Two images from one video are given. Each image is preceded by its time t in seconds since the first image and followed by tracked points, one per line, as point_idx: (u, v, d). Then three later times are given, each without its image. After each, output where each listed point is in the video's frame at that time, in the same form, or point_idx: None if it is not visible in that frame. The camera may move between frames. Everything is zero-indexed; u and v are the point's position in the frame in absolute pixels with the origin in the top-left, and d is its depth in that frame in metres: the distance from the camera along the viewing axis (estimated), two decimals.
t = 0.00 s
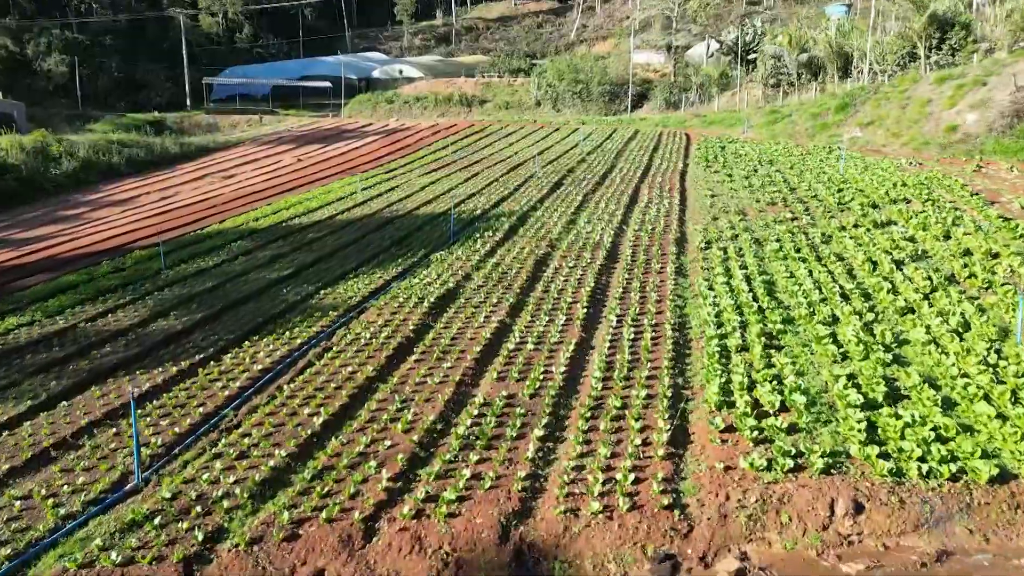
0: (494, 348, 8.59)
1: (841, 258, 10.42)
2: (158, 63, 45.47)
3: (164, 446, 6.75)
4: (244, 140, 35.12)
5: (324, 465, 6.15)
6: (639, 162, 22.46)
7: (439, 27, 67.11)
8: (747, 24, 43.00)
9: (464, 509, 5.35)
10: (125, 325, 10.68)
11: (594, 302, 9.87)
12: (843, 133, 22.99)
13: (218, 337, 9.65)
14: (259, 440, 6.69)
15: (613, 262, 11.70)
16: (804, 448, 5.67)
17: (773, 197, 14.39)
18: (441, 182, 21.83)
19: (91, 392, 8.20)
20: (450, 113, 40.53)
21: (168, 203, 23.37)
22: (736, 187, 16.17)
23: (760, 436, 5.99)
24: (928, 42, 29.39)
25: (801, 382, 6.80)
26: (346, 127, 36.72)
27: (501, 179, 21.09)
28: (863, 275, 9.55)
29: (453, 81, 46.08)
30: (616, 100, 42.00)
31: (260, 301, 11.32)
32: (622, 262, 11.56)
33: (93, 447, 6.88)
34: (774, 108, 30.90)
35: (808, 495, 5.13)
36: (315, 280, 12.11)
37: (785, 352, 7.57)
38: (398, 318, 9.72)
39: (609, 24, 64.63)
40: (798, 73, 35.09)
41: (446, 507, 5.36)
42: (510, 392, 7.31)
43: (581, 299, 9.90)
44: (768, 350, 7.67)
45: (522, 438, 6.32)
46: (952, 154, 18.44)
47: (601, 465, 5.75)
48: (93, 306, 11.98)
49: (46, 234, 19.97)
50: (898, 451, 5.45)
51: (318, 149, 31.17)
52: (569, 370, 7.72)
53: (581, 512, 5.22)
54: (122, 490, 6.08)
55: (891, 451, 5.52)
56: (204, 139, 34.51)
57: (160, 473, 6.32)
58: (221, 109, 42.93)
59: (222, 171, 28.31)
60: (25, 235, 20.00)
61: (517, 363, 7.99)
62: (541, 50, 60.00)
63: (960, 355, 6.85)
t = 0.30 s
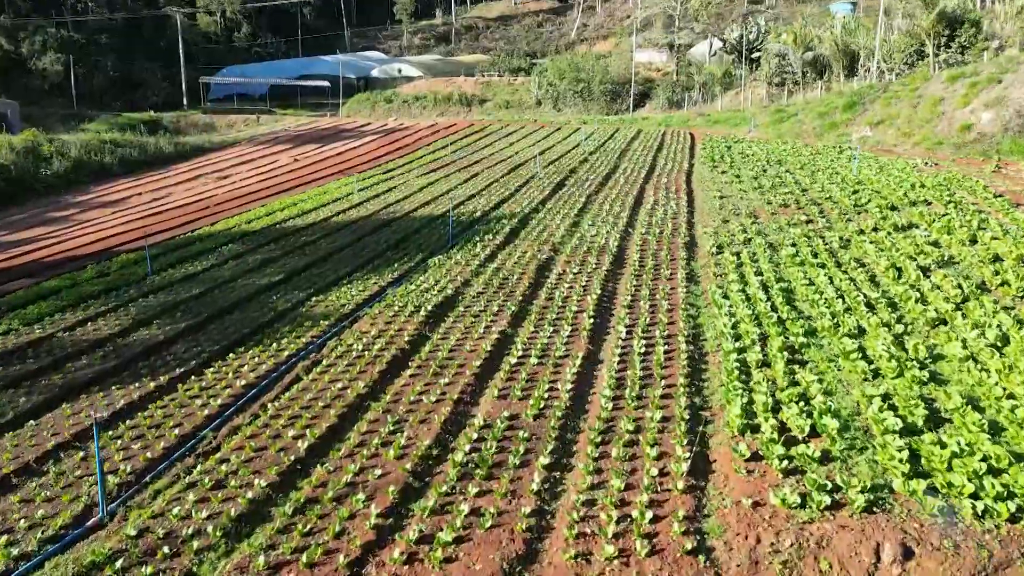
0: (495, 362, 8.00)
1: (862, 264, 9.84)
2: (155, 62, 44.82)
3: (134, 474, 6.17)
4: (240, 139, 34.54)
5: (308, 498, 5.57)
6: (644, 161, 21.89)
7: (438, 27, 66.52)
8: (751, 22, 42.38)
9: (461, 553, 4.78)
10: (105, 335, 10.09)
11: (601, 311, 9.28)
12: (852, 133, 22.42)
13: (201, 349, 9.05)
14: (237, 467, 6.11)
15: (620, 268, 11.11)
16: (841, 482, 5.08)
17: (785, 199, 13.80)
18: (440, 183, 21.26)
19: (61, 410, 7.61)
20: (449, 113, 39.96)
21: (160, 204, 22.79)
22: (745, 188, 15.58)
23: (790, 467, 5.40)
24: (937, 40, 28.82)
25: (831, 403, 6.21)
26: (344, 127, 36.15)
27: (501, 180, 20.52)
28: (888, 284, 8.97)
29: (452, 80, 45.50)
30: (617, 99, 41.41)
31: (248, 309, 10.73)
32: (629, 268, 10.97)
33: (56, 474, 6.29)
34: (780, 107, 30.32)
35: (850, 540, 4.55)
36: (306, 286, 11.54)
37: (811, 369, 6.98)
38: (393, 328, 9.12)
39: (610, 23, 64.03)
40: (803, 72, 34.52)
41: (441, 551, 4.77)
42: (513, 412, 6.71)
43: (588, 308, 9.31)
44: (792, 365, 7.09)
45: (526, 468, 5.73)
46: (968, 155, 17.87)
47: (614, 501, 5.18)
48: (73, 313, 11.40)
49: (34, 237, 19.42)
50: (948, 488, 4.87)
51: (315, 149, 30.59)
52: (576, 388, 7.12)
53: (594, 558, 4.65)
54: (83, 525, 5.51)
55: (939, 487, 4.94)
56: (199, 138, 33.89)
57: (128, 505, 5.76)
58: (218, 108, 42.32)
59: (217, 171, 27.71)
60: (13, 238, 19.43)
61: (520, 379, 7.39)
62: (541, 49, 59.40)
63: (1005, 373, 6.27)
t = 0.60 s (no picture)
0: (496, 379, 7.41)
1: (886, 271, 9.25)
2: (152, 62, 44.23)
3: (99, 509, 5.60)
4: (236, 139, 33.93)
5: (288, 539, 4.99)
6: (648, 162, 21.29)
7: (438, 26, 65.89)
8: (754, 21, 41.73)
9: None
10: (83, 346, 9.50)
11: (609, 321, 8.69)
12: (862, 134, 21.84)
13: (181, 363, 8.46)
14: (212, 501, 5.52)
15: (627, 274, 10.52)
16: (891, 525, 4.49)
17: (798, 202, 13.21)
18: (439, 184, 20.68)
19: (25, 431, 7.03)
20: (448, 113, 39.34)
21: (152, 205, 22.22)
22: (755, 189, 15.01)
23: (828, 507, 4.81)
24: (945, 38, 28.26)
25: (869, 429, 5.61)
26: (341, 127, 35.56)
27: (502, 180, 19.92)
28: (916, 292, 8.39)
29: (452, 80, 44.89)
30: (619, 98, 40.81)
31: (235, 317, 10.12)
32: (637, 273, 10.37)
33: (12, 507, 5.70)
34: (785, 106, 29.71)
35: None
36: (297, 293, 10.94)
37: (842, 389, 6.39)
38: (386, 340, 8.53)
39: (611, 22, 63.40)
40: (808, 70, 33.90)
41: None
42: (516, 437, 6.13)
43: (594, 318, 8.71)
44: (820, 385, 6.51)
45: (531, 505, 5.15)
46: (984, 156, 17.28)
47: (631, 545, 4.61)
48: (51, 322, 10.80)
49: (21, 239, 18.84)
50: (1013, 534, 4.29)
51: (312, 149, 30.01)
52: (585, 410, 6.53)
53: None
54: (38, 568, 4.95)
55: (1002, 533, 4.36)
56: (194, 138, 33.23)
57: (89, 545, 5.19)
58: (215, 108, 41.67)
59: (211, 172, 27.10)
60: None
61: (524, 399, 6.80)
62: (541, 49, 58.80)
63: None
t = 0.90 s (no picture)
0: (498, 399, 6.82)
1: (913, 280, 8.69)
2: (149, 62, 43.69)
3: (56, 552, 5.02)
4: (232, 139, 33.35)
5: None
6: (654, 162, 20.73)
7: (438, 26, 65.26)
8: (759, 19, 41.12)
9: None
10: (57, 359, 8.89)
11: (618, 333, 8.10)
12: (873, 135, 21.27)
13: (159, 378, 7.87)
14: (181, 542, 4.95)
15: (636, 281, 9.94)
16: None
17: (813, 204, 12.64)
18: (438, 185, 20.10)
19: None
20: (448, 112, 38.73)
21: (143, 206, 21.65)
22: (767, 191, 14.45)
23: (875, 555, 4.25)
24: (955, 36, 27.74)
25: (914, 462, 5.03)
26: (340, 127, 35.01)
27: (503, 182, 19.35)
28: (948, 303, 7.82)
29: (451, 79, 44.31)
30: (621, 97, 40.23)
31: (221, 327, 9.53)
32: (648, 281, 9.79)
33: None
34: (792, 105, 29.10)
35: None
36: (286, 301, 10.35)
37: (878, 413, 5.82)
38: (379, 354, 7.94)
39: (613, 21, 62.77)
40: (813, 69, 33.30)
41: None
42: (520, 467, 5.54)
43: (603, 330, 8.12)
44: (854, 408, 5.93)
45: (538, 549, 4.58)
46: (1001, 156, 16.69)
47: None
48: (26, 331, 10.19)
49: (7, 242, 18.25)
50: None
51: (309, 149, 29.44)
52: (596, 435, 5.95)
53: None
54: None
55: None
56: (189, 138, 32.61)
57: None
58: (212, 108, 41.07)
59: (205, 172, 26.51)
60: None
61: (529, 422, 6.22)
62: (542, 48, 58.21)
63: None
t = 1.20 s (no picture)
0: (499, 423, 6.23)
1: (945, 289, 8.11)
2: (144, 60, 43.03)
3: None
4: (228, 138, 32.78)
5: None
6: (659, 162, 20.19)
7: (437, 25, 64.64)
8: (762, 17, 40.52)
9: None
10: (27, 373, 8.30)
11: (630, 348, 7.52)
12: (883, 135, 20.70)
13: (134, 396, 7.28)
14: None
15: (646, 289, 9.36)
16: None
17: (829, 206, 12.06)
18: (438, 186, 19.54)
19: None
20: (447, 112, 38.14)
21: (134, 208, 21.08)
22: (779, 192, 13.88)
23: None
24: (965, 33, 27.20)
25: (972, 503, 4.46)
26: (338, 126, 34.44)
27: (504, 182, 18.80)
28: (986, 316, 7.25)
29: (451, 78, 43.76)
30: (623, 97, 39.66)
31: (204, 338, 8.94)
32: (659, 288, 9.21)
33: None
34: (798, 104, 28.51)
35: None
36: (275, 310, 9.77)
37: (923, 443, 5.24)
38: (371, 370, 7.35)
39: (614, 20, 62.20)
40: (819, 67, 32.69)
41: None
42: (525, 504, 4.97)
43: (613, 344, 7.54)
44: (895, 436, 5.35)
45: None
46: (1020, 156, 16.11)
47: None
48: None
49: None
50: None
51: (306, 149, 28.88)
52: (609, 466, 5.38)
53: None
54: None
55: None
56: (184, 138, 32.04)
57: None
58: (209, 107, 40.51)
59: (199, 173, 25.93)
60: None
61: (535, 450, 5.64)
62: (542, 47, 57.65)
63: None
